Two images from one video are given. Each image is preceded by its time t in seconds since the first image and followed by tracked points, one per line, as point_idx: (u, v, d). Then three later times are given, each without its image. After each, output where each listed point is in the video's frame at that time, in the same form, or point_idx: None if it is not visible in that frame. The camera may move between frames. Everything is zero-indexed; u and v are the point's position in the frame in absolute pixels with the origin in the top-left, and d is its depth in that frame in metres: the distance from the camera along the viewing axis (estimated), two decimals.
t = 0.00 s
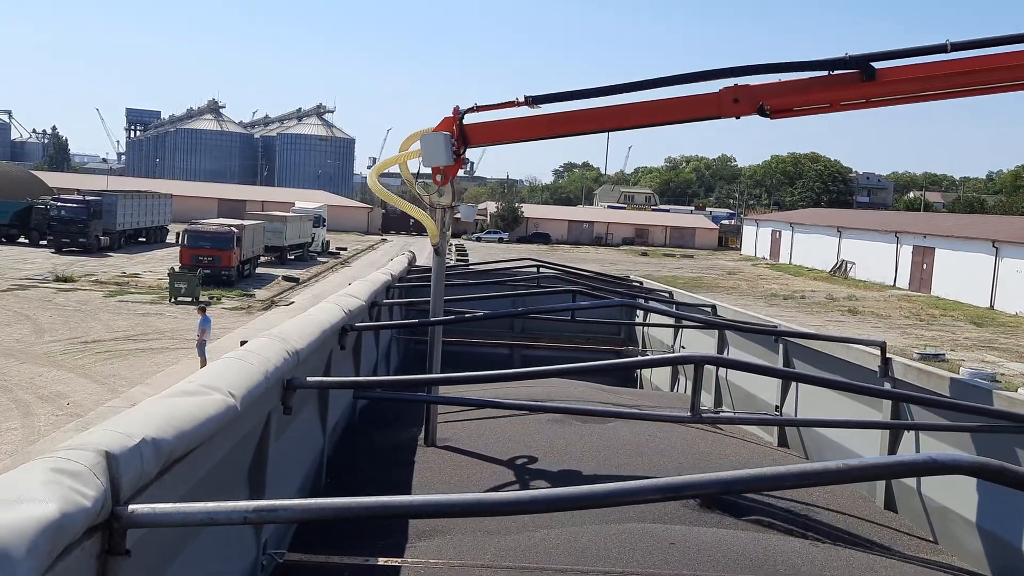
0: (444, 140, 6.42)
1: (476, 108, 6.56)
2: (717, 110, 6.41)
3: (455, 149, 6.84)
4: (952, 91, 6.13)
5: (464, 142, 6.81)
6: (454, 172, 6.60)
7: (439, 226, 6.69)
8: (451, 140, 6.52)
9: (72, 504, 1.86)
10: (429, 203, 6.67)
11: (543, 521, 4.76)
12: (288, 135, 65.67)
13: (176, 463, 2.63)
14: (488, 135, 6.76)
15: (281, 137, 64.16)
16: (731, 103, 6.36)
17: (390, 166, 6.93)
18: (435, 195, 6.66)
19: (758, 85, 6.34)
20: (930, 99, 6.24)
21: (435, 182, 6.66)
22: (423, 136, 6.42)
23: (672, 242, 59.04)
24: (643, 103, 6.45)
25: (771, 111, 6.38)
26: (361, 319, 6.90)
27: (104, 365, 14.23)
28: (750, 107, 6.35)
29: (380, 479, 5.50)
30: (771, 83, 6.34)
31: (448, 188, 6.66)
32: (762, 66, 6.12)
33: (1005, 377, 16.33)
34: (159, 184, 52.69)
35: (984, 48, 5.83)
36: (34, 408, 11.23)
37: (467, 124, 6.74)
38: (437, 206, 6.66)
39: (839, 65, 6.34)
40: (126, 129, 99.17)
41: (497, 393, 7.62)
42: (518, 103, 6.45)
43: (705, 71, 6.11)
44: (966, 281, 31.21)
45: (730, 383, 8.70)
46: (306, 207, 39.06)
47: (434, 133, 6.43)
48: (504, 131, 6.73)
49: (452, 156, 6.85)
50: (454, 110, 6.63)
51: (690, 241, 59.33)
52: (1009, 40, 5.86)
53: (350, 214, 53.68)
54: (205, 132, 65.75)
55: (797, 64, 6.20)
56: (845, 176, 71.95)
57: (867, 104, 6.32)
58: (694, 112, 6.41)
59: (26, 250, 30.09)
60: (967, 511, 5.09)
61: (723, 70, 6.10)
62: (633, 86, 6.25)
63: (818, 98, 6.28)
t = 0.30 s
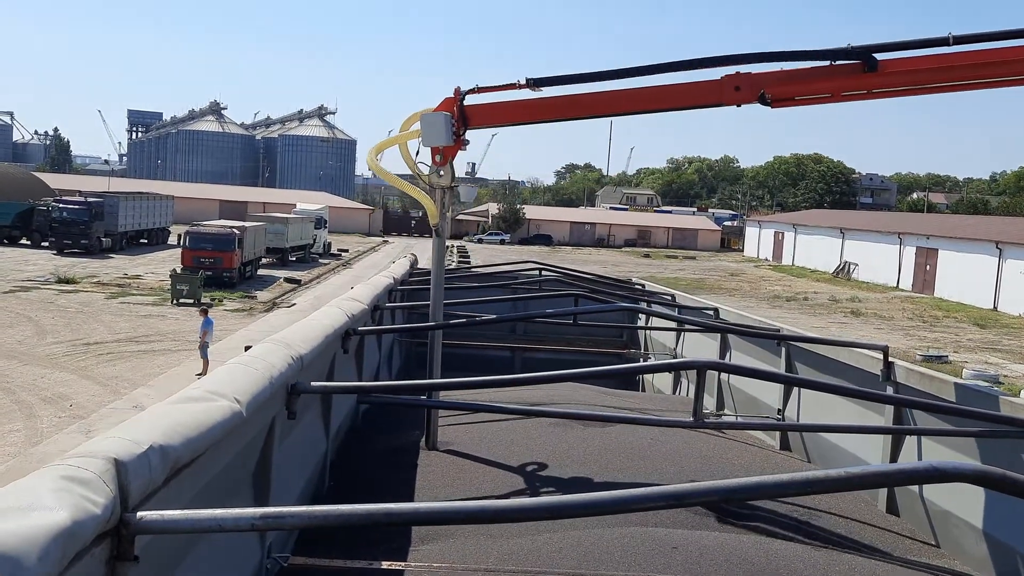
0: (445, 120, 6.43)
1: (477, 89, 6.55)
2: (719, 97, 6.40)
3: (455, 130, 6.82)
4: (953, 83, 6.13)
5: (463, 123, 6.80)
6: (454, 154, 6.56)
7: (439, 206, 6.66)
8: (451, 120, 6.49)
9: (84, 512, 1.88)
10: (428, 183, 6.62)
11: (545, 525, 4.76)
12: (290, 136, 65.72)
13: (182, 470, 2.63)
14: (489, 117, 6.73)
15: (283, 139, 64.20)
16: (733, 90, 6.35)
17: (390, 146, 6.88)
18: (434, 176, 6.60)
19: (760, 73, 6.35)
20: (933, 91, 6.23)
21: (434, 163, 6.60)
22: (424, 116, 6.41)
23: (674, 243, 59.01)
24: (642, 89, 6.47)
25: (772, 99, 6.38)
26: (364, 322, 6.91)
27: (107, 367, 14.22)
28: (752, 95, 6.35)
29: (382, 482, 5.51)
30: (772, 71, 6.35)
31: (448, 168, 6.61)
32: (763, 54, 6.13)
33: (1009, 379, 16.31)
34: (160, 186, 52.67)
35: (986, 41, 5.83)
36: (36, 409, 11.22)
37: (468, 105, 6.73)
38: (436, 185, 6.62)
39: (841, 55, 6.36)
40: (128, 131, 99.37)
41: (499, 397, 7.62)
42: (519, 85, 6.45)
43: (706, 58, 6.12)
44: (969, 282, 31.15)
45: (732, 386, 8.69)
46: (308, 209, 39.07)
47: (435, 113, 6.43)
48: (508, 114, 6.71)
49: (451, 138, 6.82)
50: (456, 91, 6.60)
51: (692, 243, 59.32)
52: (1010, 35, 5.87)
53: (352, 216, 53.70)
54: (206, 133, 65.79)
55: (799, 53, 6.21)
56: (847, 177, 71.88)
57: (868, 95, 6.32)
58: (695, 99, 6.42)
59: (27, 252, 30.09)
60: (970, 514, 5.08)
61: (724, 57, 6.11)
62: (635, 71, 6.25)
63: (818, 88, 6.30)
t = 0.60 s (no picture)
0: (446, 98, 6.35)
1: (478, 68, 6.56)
2: (719, 82, 6.46)
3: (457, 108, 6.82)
4: (952, 75, 6.16)
5: (465, 102, 6.77)
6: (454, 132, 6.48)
7: (440, 184, 6.55)
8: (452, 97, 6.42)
9: (93, 514, 1.91)
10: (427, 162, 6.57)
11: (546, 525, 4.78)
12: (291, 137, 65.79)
13: (188, 472, 2.66)
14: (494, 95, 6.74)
15: (285, 139, 64.29)
16: (732, 76, 6.42)
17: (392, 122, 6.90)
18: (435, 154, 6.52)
19: (760, 59, 6.40)
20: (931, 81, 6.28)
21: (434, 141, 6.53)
22: (424, 93, 6.34)
23: (675, 243, 59.04)
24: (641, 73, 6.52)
25: (772, 85, 6.42)
26: (366, 324, 6.94)
27: (110, 368, 14.26)
28: (751, 81, 6.40)
29: (385, 484, 5.53)
30: (773, 57, 6.40)
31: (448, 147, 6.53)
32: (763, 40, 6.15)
33: (1010, 378, 16.35)
34: (162, 186, 52.74)
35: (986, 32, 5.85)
36: (39, 409, 11.26)
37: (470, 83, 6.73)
38: (435, 164, 6.51)
39: (843, 44, 6.40)
40: (129, 131, 99.52)
41: (501, 398, 7.65)
42: (520, 66, 6.49)
43: (707, 44, 6.17)
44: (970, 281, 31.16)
45: (733, 386, 8.71)
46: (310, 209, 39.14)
47: (434, 91, 6.36)
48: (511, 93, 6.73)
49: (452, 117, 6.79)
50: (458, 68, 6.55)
51: (694, 242, 59.36)
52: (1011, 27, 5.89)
53: (353, 216, 53.78)
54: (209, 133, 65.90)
55: (800, 41, 6.25)
56: (849, 176, 71.91)
57: (868, 84, 6.35)
58: (694, 84, 6.46)
59: (30, 253, 30.15)
60: (969, 515, 5.11)
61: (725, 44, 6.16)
62: (634, 55, 6.30)
63: (818, 75, 6.33)
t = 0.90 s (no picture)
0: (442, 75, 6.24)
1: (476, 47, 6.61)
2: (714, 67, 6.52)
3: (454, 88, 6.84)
4: (946, 66, 6.20)
5: (461, 81, 6.80)
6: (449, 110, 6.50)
7: (435, 162, 6.59)
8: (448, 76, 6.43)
9: (89, 521, 1.92)
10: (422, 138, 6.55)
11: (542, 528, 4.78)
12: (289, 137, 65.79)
13: (185, 478, 2.68)
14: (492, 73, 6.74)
15: (283, 139, 64.31)
16: (728, 61, 6.45)
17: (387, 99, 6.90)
18: (430, 131, 6.51)
19: (756, 46, 6.44)
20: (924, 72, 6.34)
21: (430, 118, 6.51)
22: (420, 69, 6.22)
23: (673, 242, 59.11)
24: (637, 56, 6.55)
25: (767, 71, 6.45)
26: (364, 326, 6.96)
27: (108, 369, 14.26)
28: (747, 67, 6.44)
29: (382, 486, 5.55)
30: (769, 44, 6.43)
31: (443, 125, 6.53)
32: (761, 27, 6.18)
33: (1006, 377, 16.39)
34: (160, 186, 52.71)
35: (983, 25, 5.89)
36: (37, 410, 11.26)
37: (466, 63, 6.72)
38: (430, 142, 6.54)
39: (840, 33, 6.45)
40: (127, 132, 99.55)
41: (499, 400, 7.66)
42: (518, 46, 6.52)
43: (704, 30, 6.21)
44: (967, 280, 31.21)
45: (730, 387, 8.72)
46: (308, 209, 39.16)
47: (431, 67, 6.23)
48: (506, 72, 6.73)
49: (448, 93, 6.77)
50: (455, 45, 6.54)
51: (692, 242, 59.43)
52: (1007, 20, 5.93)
53: (351, 216, 53.79)
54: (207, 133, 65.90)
55: (797, 29, 6.28)
56: (846, 176, 72.02)
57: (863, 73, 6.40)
58: (689, 68, 6.50)
59: (28, 253, 30.13)
60: (964, 515, 5.13)
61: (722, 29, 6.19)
62: (630, 39, 6.33)
63: (813, 62, 6.37)
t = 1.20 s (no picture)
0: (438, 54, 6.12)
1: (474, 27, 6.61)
2: (710, 53, 6.57)
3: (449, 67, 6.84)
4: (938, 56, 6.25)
5: (457, 62, 6.77)
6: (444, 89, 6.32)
7: (430, 144, 6.38)
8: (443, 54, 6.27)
9: (80, 528, 1.92)
10: (417, 120, 6.40)
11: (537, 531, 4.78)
12: (287, 138, 65.75)
13: (178, 482, 2.68)
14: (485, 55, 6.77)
15: (281, 140, 64.33)
16: (724, 48, 6.51)
17: (382, 78, 6.92)
18: (424, 113, 6.35)
19: (752, 32, 6.48)
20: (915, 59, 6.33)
21: (424, 99, 6.35)
22: (416, 47, 6.13)
23: (671, 242, 59.14)
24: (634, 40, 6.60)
25: (762, 59, 6.50)
26: (360, 328, 6.96)
27: (106, 370, 14.21)
28: (742, 54, 6.49)
29: (378, 488, 5.56)
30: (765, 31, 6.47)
31: (437, 107, 6.36)
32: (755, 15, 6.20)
33: (1005, 377, 16.37)
34: (157, 186, 52.64)
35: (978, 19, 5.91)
36: (35, 412, 11.22)
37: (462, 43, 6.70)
38: (426, 122, 6.37)
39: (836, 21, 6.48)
40: (125, 133, 99.48)
41: (495, 403, 7.66)
42: (514, 27, 6.54)
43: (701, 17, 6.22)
44: (965, 280, 31.22)
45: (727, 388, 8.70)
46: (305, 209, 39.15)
47: (426, 46, 6.13)
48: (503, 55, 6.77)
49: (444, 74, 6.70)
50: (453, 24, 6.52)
51: (690, 242, 59.43)
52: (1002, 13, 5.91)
53: (350, 216, 53.80)
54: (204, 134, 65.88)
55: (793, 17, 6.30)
56: (844, 175, 72.12)
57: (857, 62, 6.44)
58: (685, 53, 6.56)
59: (25, 255, 30.07)
60: (959, 516, 5.14)
61: (718, 18, 6.22)
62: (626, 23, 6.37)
63: (807, 51, 6.43)
